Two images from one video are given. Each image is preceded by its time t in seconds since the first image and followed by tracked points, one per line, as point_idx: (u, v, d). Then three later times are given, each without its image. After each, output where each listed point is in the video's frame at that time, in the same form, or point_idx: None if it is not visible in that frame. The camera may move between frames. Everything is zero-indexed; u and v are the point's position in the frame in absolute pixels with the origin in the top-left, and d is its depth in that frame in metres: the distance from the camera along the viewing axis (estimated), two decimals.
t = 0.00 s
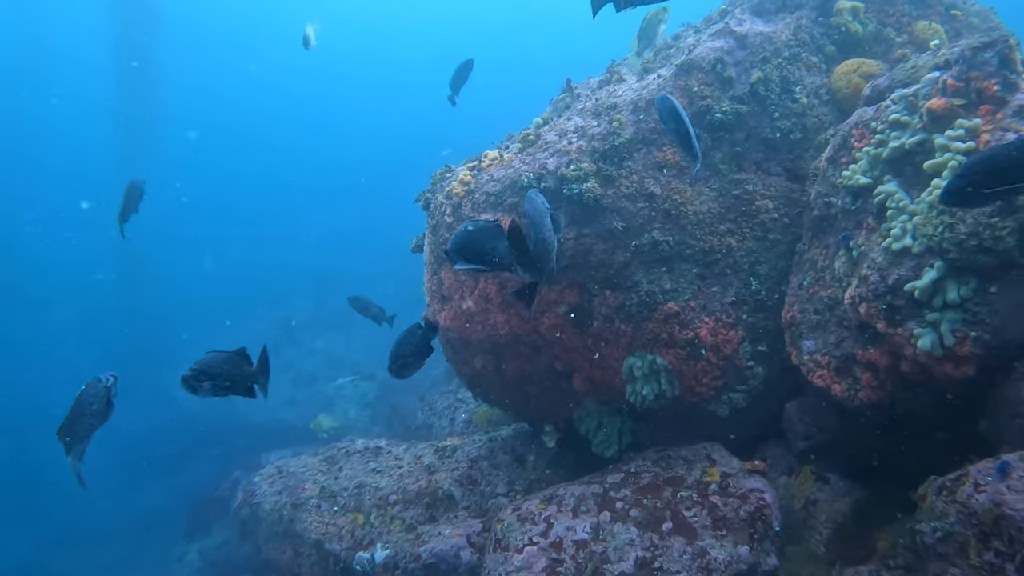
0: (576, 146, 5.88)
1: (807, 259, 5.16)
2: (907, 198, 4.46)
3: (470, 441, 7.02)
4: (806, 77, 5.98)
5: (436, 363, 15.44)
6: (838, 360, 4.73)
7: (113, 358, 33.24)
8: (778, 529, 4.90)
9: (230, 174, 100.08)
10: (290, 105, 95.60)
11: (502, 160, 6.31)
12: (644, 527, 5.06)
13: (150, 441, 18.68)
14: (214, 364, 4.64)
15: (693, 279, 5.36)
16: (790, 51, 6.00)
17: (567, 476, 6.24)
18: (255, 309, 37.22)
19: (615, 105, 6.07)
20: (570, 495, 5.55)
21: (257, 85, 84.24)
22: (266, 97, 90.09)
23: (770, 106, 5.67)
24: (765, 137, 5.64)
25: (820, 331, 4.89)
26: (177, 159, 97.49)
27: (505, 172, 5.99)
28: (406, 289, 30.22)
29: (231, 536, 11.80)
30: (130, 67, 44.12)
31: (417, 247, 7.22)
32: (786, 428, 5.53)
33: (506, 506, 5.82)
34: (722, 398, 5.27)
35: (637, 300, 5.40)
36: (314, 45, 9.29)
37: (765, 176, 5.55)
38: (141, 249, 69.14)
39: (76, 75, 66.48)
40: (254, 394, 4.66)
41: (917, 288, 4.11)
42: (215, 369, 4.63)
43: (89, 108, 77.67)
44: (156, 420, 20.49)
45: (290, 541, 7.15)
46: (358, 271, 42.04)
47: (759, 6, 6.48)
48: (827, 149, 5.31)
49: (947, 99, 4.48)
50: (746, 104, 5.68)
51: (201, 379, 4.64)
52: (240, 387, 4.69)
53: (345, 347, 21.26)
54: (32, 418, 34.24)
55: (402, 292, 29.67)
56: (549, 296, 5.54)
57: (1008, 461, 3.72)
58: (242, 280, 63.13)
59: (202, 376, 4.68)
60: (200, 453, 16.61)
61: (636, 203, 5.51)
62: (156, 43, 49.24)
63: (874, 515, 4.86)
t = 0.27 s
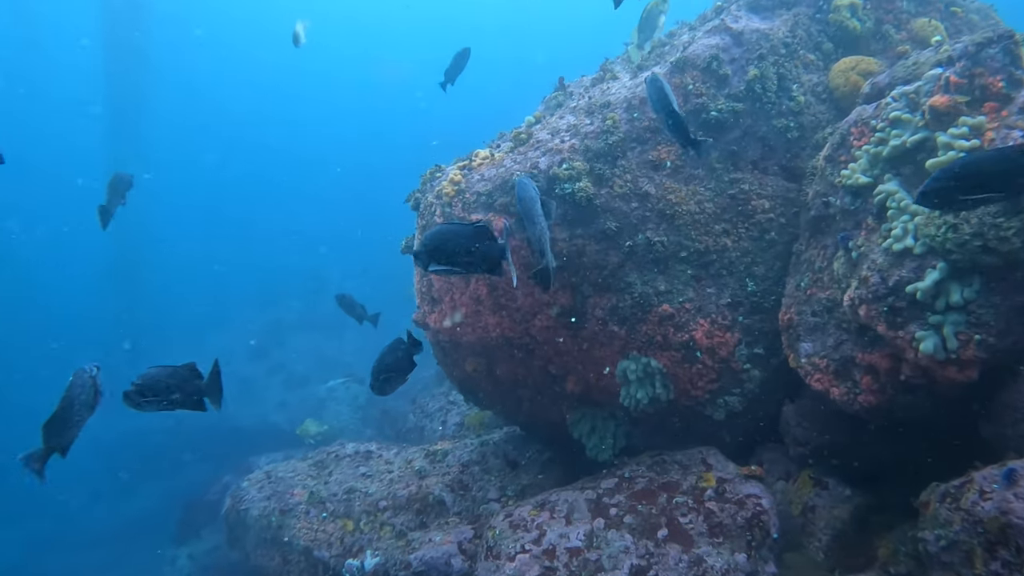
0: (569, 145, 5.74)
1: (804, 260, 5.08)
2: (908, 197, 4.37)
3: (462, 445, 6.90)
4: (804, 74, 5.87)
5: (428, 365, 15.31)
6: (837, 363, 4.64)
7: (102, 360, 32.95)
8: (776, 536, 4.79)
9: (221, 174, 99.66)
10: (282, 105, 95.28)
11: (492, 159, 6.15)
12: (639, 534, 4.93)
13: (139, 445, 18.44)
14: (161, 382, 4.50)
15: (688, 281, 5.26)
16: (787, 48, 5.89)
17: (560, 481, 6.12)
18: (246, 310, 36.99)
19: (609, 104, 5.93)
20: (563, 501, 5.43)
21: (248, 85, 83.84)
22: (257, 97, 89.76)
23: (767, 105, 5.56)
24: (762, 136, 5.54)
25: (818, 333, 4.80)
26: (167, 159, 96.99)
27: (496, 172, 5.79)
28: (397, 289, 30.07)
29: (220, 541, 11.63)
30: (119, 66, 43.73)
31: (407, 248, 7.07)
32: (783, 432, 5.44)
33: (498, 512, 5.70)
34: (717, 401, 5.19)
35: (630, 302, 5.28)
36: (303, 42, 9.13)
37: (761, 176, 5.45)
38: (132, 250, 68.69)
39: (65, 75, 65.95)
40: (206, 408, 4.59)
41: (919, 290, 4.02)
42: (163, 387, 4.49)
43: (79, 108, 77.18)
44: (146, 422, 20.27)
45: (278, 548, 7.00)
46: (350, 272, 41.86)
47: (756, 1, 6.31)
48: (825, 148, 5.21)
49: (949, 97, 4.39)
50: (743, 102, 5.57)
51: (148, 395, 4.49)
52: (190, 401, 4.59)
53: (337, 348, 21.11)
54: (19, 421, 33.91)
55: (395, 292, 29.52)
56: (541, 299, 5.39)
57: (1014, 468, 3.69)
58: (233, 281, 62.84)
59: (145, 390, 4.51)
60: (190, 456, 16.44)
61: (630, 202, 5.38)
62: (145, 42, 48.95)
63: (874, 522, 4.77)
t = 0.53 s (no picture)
0: (556, 142, 5.62)
1: (796, 260, 5.01)
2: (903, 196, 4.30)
3: (448, 448, 6.79)
4: (795, 71, 5.78)
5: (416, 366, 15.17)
6: (830, 365, 4.55)
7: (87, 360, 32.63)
8: (768, 541, 4.70)
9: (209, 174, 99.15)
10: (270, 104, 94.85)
11: (478, 157, 6.01)
12: (629, 540, 4.82)
13: (125, 448, 18.21)
14: (98, 394, 4.37)
15: (678, 281, 5.16)
16: (778, 44, 5.80)
17: (546, 485, 5.99)
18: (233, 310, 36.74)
19: (597, 100, 5.81)
20: (551, 506, 5.31)
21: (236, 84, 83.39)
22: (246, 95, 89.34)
23: (758, 102, 5.47)
24: (752, 133, 5.44)
25: (810, 334, 4.73)
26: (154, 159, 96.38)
27: (482, 170, 5.65)
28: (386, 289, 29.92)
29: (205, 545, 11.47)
30: (104, 65, 43.30)
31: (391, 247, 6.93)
32: (775, 435, 5.35)
33: (485, 517, 5.58)
34: (708, 404, 5.11)
35: (619, 303, 5.17)
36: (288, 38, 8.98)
37: (752, 174, 5.35)
38: (118, 250, 68.19)
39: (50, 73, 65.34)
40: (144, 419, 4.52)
41: (915, 290, 3.94)
42: (101, 398, 4.37)
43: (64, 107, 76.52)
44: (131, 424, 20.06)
45: (261, 554, 6.86)
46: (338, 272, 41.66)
47: None
48: (817, 146, 5.12)
49: (944, 93, 4.31)
50: (733, 99, 5.46)
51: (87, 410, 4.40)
52: (126, 412, 4.48)
53: (324, 348, 20.96)
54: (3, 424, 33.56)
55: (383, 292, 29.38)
56: (528, 300, 5.25)
57: (1013, 472, 3.59)
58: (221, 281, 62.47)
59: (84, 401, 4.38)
60: (177, 458, 16.27)
61: (619, 202, 5.26)
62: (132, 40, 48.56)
63: (867, 526, 4.68)
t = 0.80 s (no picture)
0: (538, 139, 5.50)
1: (782, 258, 4.93)
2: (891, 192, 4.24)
3: (431, 451, 6.67)
4: (781, 66, 5.70)
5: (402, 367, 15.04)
6: (817, 366, 4.47)
7: (70, 362, 32.30)
8: (754, 545, 4.61)
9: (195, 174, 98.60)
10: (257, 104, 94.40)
11: (459, 154, 5.87)
12: (613, 545, 4.69)
13: (105, 450, 17.94)
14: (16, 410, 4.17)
15: (662, 280, 5.07)
16: (764, 39, 5.70)
17: (530, 488, 5.90)
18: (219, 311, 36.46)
19: (580, 96, 5.70)
20: (534, 510, 5.20)
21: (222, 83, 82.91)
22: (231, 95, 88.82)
23: (743, 97, 5.37)
24: (738, 130, 5.35)
25: (797, 334, 4.64)
26: (140, 159, 95.71)
27: (463, 167, 5.53)
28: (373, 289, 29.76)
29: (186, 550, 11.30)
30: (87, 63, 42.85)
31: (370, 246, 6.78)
32: (761, 436, 5.28)
33: (467, 521, 5.47)
34: (694, 405, 5.02)
35: (603, 303, 5.07)
36: (266, 33, 8.82)
37: (737, 171, 5.26)
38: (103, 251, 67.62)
39: (33, 72, 64.69)
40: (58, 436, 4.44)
41: (903, 289, 3.87)
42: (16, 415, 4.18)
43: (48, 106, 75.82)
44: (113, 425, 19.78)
45: (239, 561, 6.72)
46: (325, 272, 41.45)
47: None
48: (804, 142, 5.04)
49: (932, 87, 4.24)
50: (718, 95, 5.37)
51: None
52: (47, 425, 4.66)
53: (309, 349, 20.79)
54: None
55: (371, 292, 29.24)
56: (510, 300, 5.14)
57: (1001, 474, 3.53)
58: (207, 282, 62.10)
59: None
60: (158, 461, 16.04)
61: (602, 199, 5.14)
62: (114, 39, 48.09)
63: (855, 528, 4.60)
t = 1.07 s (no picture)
0: (516, 135, 5.39)
1: (765, 256, 4.85)
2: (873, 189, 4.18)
3: (410, 454, 6.55)
4: (762, 62, 5.61)
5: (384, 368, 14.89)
6: (799, 366, 4.39)
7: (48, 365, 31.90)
8: (736, 548, 4.52)
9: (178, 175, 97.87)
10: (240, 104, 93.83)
11: (435, 151, 5.75)
12: (592, 549, 4.59)
13: (79, 453, 17.64)
14: None
15: (643, 279, 4.98)
16: (745, 33, 5.61)
17: (511, 491, 5.79)
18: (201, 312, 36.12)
19: (559, 92, 5.60)
20: (512, 514, 5.09)
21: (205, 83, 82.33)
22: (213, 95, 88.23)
23: (724, 93, 5.29)
24: (718, 126, 5.26)
25: (779, 334, 4.56)
26: (121, 159, 94.92)
27: (438, 164, 5.41)
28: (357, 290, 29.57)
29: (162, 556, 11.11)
30: (65, 62, 42.36)
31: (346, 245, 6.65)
32: (743, 437, 5.20)
33: (445, 525, 5.36)
34: (675, 406, 4.93)
35: (582, 302, 4.97)
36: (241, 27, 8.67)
37: (719, 168, 5.18)
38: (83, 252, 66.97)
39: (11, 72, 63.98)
40: None
41: (885, 287, 3.80)
42: None
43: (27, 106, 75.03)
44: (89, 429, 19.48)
45: (212, 567, 6.58)
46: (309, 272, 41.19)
47: None
48: (785, 138, 4.96)
49: (913, 81, 4.18)
50: (700, 90, 5.28)
51: None
52: None
53: (291, 350, 20.58)
54: None
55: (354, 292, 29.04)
56: (487, 299, 5.03)
57: (985, 475, 3.46)
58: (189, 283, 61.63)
59: None
60: (134, 465, 15.78)
61: (581, 197, 5.05)
62: (91, 38, 47.58)
63: (838, 531, 4.52)
